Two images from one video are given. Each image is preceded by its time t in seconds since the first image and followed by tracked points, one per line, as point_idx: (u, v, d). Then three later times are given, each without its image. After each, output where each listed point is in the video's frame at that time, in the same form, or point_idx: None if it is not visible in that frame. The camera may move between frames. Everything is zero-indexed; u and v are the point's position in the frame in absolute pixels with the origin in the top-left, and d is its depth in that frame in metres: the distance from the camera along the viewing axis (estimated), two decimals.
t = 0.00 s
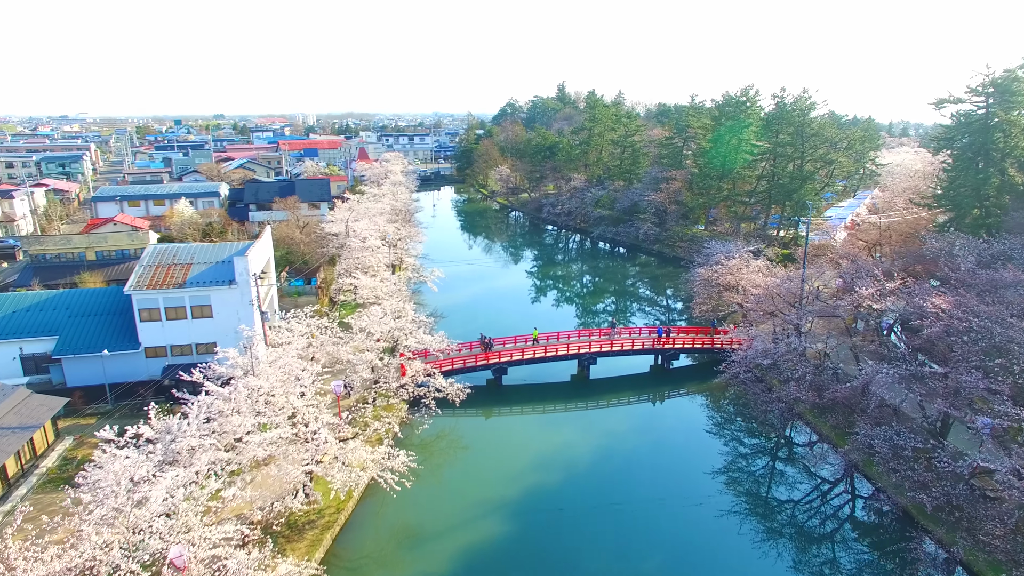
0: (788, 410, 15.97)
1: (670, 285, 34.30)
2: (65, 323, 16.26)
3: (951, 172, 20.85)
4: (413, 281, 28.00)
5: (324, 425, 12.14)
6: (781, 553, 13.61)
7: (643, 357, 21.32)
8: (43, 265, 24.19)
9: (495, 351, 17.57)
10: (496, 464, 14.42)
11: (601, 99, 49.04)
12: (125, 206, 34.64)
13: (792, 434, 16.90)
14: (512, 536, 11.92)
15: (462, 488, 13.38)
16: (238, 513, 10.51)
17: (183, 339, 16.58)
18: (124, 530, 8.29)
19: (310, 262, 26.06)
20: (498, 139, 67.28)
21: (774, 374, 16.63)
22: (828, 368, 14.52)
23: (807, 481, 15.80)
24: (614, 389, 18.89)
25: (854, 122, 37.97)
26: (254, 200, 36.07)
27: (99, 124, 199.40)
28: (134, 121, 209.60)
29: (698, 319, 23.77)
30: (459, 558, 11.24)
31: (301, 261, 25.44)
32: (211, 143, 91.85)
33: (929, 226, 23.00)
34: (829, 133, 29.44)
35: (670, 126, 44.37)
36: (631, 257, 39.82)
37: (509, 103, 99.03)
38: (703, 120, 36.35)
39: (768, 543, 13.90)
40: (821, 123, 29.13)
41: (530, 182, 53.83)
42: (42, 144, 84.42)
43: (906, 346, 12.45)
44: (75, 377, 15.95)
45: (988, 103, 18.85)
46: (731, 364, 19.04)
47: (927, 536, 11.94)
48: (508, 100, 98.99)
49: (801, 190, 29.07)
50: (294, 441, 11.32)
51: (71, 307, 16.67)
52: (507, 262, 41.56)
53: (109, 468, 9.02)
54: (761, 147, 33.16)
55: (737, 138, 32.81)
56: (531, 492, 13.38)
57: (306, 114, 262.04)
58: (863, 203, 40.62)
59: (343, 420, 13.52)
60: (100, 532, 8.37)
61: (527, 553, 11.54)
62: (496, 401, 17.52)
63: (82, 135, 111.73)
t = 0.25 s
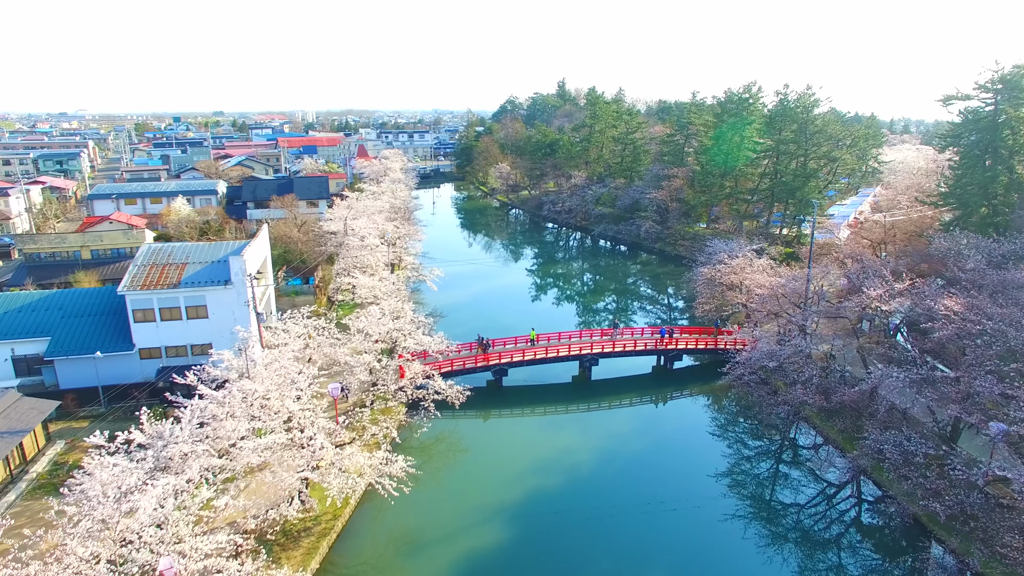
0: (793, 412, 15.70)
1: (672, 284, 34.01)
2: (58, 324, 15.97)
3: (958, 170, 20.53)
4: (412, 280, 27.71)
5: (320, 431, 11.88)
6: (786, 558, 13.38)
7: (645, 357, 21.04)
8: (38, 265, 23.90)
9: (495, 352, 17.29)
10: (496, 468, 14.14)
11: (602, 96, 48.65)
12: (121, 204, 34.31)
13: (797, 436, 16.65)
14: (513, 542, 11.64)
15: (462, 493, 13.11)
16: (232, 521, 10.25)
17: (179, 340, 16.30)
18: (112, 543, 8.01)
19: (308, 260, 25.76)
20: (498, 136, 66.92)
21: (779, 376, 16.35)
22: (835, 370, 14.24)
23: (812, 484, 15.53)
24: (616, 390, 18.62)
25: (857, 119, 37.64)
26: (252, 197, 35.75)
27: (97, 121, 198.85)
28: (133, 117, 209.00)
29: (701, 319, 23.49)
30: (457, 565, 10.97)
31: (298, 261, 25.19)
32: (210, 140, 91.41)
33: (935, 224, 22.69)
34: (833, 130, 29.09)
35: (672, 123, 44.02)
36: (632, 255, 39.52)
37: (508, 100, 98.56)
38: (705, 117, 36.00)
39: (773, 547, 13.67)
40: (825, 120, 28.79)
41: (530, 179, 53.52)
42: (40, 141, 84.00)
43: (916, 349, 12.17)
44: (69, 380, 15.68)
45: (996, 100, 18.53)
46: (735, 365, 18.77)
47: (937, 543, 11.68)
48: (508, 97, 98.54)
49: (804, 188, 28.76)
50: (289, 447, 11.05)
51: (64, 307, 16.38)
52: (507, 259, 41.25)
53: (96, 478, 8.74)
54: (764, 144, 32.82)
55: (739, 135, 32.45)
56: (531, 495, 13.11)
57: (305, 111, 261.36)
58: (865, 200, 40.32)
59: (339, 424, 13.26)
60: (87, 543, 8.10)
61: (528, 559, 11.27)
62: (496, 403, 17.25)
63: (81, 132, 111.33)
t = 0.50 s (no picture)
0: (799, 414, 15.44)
1: (673, 282, 33.74)
2: (50, 325, 15.69)
3: (965, 168, 20.19)
4: (412, 279, 27.43)
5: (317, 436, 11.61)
6: (791, 564, 13.15)
7: (647, 358, 20.77)
8: (33, 263, 23.60)
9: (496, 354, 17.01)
10: (496, 474, 13.85)
11: (603, 93, 48.28)
12: (118, 202, 33.99)
13: (802, 439, 16.41)
14: (513, 551, 11.36)
15: (461, 500, 12.85)
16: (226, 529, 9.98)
17: (174, 341, 16.03)
18: (98, 556, 7.73)
19: (306, 259, 25.48)
20: (498, 133, 66.50)
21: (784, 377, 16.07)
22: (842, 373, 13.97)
23: (818, 488, 15.28)
24: (618, 392, 18.35)
25: (861, 116, 37.26)
26: (250, 195, 35.44)
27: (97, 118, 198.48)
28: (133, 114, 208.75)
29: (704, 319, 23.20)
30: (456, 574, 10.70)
31: (296, 260, 24.87)
32: (208, 137, 91.02)
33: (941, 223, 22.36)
34: (837, 127, 28.74)
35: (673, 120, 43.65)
36: (633, 253, 39.23)
37: (509, 96, 98.04)
38: (708, 113, 35.65)
39: (778, 553, 13.43)
40: (829, 117, 28.44)
41: (531, 176, 53.15)
42: (39, 138, 83.63)
43: (926, 352, 11.88)
44: (61, 382, 15.40)
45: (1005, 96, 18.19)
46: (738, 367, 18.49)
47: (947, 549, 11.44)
48: (508, 93, 98.04)
49: (808, 185, 28.44)
50: (284, 452, 10.79)
51: (57, 308, 16.10)
52: (508, 257, 40.97)
53: (84, 488, 8.46)
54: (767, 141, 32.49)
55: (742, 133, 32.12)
56: (532, 502, 12.84)
57: (304, 108, 260.92)
58: (869, 198, 39.96)
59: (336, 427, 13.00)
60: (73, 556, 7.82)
61: (528, 567, 10.99)
62: (496, 405, 16.99)
63: (79, 129, 110.97)
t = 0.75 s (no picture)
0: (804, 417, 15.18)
1: (675, 280, 33.47)
2: (42, 325, 15.41)
3: (973, 166, 19.84)
4: (411, 277, 27.18)
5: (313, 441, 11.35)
6: (797, 569, 12.91)
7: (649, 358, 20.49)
8: (27, 262, 23.32)
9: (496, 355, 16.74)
10: (497, 479, 13.56)
11: (604, 89, 47.93)
12: (115, 199, 33.71)
13: (806, 441, 16.18)
14: (515, 559, 11.07)
15: (461, 506, 12.58)
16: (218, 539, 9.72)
17: (169, 342, 15.76)
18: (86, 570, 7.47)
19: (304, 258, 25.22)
20: (498, 129, 66.10)
21: (789, 379, 15.80)
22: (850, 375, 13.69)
23: (823, 491, 15.04)
24: (620, 393, 18.09)
25: (864, 113, 36.94)
26: (248, 193, 35.16)
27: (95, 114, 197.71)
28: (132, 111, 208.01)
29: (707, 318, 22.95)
30: None
31: (294, 258, 24.37)
32: (207, 133, 90.68)
33: (948, 222, 22.04)
34: (842, 124, 28.41)
35: (675, 116, 43.27)
36: (634, 251, 38.96)
37: (509, 93, 97.55)
38: (710, 110, 35.32)
39: (783, 558, 13.19)
40: (833, 114, 28.10)
41: (531, 173, 52.78)
42: (37, 135, 83.26)
43: (937, 356, 11.60)
44: (53, 384, 15.11)
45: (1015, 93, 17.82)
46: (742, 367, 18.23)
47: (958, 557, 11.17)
48: (509, 90, 97.55)
49: (811, 183, 28.15)
50: (279, 459, 10.51)
51: (49, 308, 15.81)
52: (508, 255, 40.71)
53: (71, 499, 8.18)
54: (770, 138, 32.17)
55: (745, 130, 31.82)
56: (533, 507, 12.55)
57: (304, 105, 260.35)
58: (872, 196, 39.62)
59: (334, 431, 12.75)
60: (58, 569, 7.55)
61: None
62: (496, 407, 16.73)
63: (78, 126, 110.45)
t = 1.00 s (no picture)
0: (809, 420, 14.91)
1: (676, 278, 33.20)
2: (34, 326, 15.12)
3: (981, 164, 19.54)
4: (410, 276, 26.92)
5: (309, 446, 11.10)
6: None
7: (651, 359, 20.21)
8: (21, 261, 23.03)
9: (496, 356, 16.46)
10: (496, 484, 13.29)
11: (605, 86, 47.55)
12: (111, 197, 33.37)
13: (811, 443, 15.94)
14: (514, 569, 10.79)
15: (461, 512, 12.33)
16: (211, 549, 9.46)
17: (163, 344, 15.49)
18: None
19: (302, 257, 24.93)
20: (498, 126, 65.70)
21: (795, 382, 15.52)
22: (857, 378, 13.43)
23: (829, 495, 14.79)
24: (622, 395, 17.82)
25: (868, 109, 36.56)
26: (246, 190, 34.84)
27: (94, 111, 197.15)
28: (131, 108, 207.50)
29: (709, 318, 22.68)
30: None
31: (291, 257, 24.33)
32: (206, 130, 90.23)
33: (955, 221, 21.75)
34: (847, 122, 28.08)
35: (677, 114, 42.90)
36: (635, 249, 38.68)
37: (509, 90, 97.06)
38: (712, 107, 34.98)
39: (789, 563, 12.94)
40: (838, 111, 27.76)
41: (531, 171, 52.42)
42: (34, 132, 82.79)
43: (948, 360, 11.33)
44: (45, 387, 14.83)
45: None
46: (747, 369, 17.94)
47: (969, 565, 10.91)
48: (509, 86, 97.07)
49: (815, 181, 27.86)
50: (274, 466, 10.24)
51: (42, 308, 15.52)
52: (508, 252, 40.44)
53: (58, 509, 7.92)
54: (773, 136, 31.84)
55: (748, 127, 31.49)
56: (534, 514, 12.29)
57: (303, 102, 259.63)
58: (875, 193, 39.33)
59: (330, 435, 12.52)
60: None
61: None
62: (496, 409, 16.46)
63: (76, 122, 109.97)
